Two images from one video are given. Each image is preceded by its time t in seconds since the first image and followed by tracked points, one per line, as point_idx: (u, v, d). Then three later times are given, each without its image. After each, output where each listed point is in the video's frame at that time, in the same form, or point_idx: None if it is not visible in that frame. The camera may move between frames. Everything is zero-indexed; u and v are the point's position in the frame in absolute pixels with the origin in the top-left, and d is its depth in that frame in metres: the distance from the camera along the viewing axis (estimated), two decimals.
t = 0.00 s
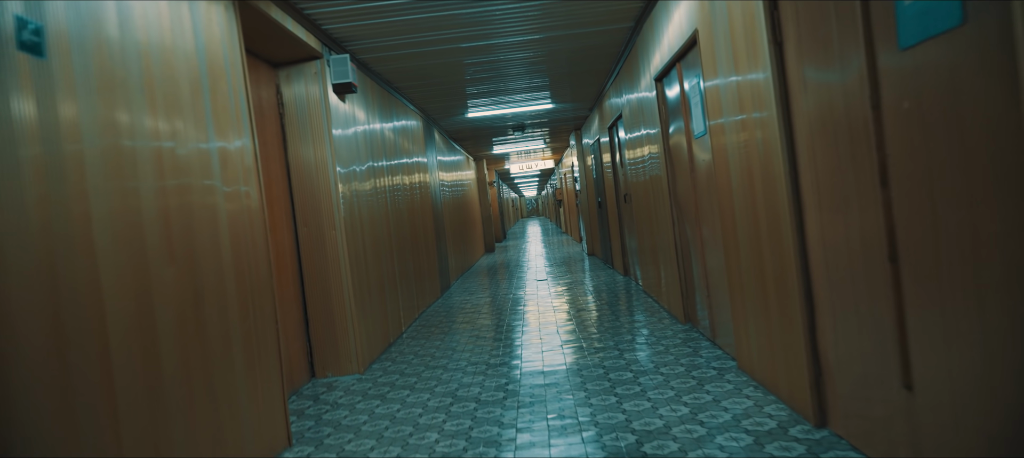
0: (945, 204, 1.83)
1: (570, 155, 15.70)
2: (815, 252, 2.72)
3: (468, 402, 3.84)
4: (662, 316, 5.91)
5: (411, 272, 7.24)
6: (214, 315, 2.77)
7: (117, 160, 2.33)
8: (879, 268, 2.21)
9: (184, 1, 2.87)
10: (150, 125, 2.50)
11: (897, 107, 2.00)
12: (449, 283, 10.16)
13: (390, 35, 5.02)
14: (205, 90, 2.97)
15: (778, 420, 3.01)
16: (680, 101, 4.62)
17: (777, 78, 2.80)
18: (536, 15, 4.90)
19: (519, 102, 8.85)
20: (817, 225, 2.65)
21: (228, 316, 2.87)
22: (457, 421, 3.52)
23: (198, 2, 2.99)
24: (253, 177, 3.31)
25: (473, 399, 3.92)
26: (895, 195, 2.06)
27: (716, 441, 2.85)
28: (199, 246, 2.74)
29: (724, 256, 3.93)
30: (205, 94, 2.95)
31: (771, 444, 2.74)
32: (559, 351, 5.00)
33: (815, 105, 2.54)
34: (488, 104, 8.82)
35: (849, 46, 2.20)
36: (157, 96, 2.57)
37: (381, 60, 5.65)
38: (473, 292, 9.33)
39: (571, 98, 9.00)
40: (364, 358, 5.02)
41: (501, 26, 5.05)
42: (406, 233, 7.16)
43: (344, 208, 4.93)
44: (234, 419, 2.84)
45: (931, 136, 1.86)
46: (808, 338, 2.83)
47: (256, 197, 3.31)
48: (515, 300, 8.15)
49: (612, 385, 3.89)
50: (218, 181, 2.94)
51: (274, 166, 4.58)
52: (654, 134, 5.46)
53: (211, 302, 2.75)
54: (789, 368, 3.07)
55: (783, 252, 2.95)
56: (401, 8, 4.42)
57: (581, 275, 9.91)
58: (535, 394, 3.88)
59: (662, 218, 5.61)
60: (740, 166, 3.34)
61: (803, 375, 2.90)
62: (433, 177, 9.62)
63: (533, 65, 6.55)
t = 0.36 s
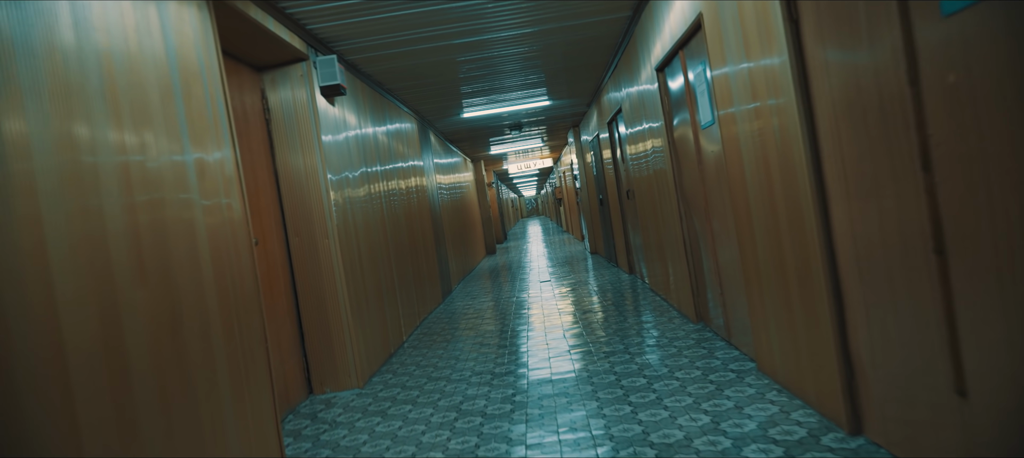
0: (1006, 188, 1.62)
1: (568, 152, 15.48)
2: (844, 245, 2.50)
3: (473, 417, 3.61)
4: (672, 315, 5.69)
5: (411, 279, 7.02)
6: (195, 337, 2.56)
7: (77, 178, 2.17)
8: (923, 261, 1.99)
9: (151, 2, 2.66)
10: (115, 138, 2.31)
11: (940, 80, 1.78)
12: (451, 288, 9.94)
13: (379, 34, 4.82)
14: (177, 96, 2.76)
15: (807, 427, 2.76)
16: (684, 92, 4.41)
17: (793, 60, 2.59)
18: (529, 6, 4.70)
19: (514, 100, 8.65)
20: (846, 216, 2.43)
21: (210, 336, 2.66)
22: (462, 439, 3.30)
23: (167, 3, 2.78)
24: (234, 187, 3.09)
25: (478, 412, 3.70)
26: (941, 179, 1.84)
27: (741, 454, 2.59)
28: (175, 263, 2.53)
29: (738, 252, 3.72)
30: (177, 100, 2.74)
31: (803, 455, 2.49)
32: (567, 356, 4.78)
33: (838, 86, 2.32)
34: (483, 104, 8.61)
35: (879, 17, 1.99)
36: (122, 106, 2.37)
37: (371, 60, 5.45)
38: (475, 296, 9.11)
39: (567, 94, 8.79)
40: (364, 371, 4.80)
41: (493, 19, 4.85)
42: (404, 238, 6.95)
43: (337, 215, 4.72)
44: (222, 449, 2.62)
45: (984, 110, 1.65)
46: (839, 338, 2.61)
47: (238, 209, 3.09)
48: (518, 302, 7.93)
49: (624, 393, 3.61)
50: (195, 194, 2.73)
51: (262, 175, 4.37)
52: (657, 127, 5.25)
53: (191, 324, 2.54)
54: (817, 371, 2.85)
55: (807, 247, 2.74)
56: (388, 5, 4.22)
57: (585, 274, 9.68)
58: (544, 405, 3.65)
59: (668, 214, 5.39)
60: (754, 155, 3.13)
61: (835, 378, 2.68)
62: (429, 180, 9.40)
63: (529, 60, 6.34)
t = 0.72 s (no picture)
0: None
1: (567, 149, 15.23)
2: (878, 237, 2.29)
3: (480, 432, 3.40)
4: (683, 314, 5.47)
5: (411, 286, 6.82)
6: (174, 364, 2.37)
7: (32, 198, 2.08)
8: (977, 252, 1.78)
9: (114, 5, 2.47)
10: (75, 155, 2.18)
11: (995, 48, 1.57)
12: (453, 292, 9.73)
13: (367, 32, 4.61)
14: (148, 104, 2.55)
15: (842, 435, 2.55)
16: (688, 81, 4.20)
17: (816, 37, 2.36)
18: None
19: (511, 98, 8.44)
20: (880, 205, 2.23)
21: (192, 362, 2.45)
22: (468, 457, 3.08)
23: (133, 4, 2.58)
24: (215, 199, 2.88)
25: (485, 427, 3.48)
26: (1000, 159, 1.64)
27: None
28: (149, 286, 2.34)
29: (755, 247, 3.51)
30: (148, 109, 2.53)
31: None
32: (576, 362, 4.56)
33: (867, 64, 2.12)
34: (479, 103, 8.40)
35: None
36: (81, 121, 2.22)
37: (360, 61, 5.26)
38: (478, 300, 8.90)
39: (564, 90, 8.57)
40: (365, 385, 4.60)
41: (485, 13, 4.65)
42: (402, 244, 6.75)
43: (330, 223, 4.52)
44: None
45: None
46: (874, 338, 2.40)
47: (220, 223, 2.89)
48: (522, 305, 7.71)
49: (639, 401, 3.39)
50: (170, 209, 2.52)
51: (249, 184, 4.17)
52: (660, 120, 5.05)
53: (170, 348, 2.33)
54: (849, 373, 2.64)
55: (833, 240, 2.53)
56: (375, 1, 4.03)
57: (589, 273, 9.47)
58: (555, 416, 3.43)
59: (675, 209, 5.18)
60: (770, 143, 2.92)
61: (870, 381, 2.47)
62: (427, 184, 9.20)
63: (524, 56, 6.14)
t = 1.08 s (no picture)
0: None
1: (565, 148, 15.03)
2: (920, 226, 2.08)
3: (488, 449, 3.18)
4: (694, 312, 5.26)
5: (412, 293, 6.61)
6: (149, 397, 2.16)
7: None
8: None
9: (71, 7, 2.27)
10: (28, 174, 2.02)
11: None
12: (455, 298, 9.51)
13: (353, 30, 4.41)
14: (114, 112, 2.34)
15: (883, 442, 2.33)
16: (692, 68, 3.99)
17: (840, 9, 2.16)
18: None
19: (507, 97, 8.24)
20: (921, 189, 2.01)
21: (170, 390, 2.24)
22: None
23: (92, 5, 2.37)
24: (194, 211, 2.67)
25: (493, 442, 3.27)
26: None
27: None
28: (116, 314, 2.12)
29: (774, 241, 3.30)
30: (113, 117, 2.32)
31: None
32: (586, 367, 4.34)
33: (903, 34, 1.91)
34: (474, 103, 8.19)
35: None
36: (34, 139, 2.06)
37: (348, 61, 5.07)
38: (482, 305, 8.69)
39: (561, 86, 8.37)
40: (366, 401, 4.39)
41: (476, 6, 4.45)
42: (401, 251, 6.54)
43: (323, 232, 4.31)
44: None
45: None
46: (917, 336, 2.18)
47: (200, 237, 2.67)
48: (527, 309, 7.50)
49: (657, 410, 3.18)
50: (140, 224, 2.32)
51: (236, 195, 3.96)
52: (664, 111, 4.84)
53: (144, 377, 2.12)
54: (887, 374, 2.43)
55: (867, 230, 2.31)
56: None
57: (594, 273, 9.26)
58: (567, 428, 3.22)
59: (683, 203, 4.97)
60: (789, 129, 2.71)
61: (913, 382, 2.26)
62: (425, 188, 8.99)
63: (519, 51, 5.94)
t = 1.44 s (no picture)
0: None
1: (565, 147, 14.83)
2: (969, 216, 1.87)
3: None
4: (707, 312, 5.04)
5: (413, 302, 6.40)
6: (124, 437, 1.96)
7: None
8: None
9: (25, 12, 2.07)
10: None
11: None
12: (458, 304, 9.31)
13: (341, 31, 4.22)
14: (78, 126, 2.15)
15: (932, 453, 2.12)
16: (697, 56, 3.80)
17: None
18: None
19: (503, 97, 8.05)
20: (971, 174, 1.81)
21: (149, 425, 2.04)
22: None
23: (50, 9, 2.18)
24: (172, 227, 2.48)
25: None
26: None
27: None
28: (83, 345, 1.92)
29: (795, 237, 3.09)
30: (77, 131, 2.13)
31: None
32: (597, 374, 4.13)
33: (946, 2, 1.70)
34: (471, 104, 8.01)
35: None
36: None
37: (337, 64, 4.88)
38: (486, 311, 8.48)
39: (558, 83, 8.18)
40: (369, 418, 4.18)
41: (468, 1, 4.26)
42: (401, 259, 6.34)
43: (317, 243, 4.11)
44: None
45: None
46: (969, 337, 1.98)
47: (179, 255, 2.47)
48: (532, 313, 7.29)
49: (678, 421, 2.96)
50: (110, 246, 2.13)
51: (223, 207, 3.77)
52: (668, 103, 4.64)
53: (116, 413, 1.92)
54: (933, 378, 2.22)
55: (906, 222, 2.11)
56: None
57: (599, 273, 9.05)
58: (581, 444, 3.00)
59: (691, 199, 4.77)
60: (811, 115, 2.51)
61: (965, 387, 2.05)
62: (423, 193, 8.80)
63: (514, 48, 5.75)
